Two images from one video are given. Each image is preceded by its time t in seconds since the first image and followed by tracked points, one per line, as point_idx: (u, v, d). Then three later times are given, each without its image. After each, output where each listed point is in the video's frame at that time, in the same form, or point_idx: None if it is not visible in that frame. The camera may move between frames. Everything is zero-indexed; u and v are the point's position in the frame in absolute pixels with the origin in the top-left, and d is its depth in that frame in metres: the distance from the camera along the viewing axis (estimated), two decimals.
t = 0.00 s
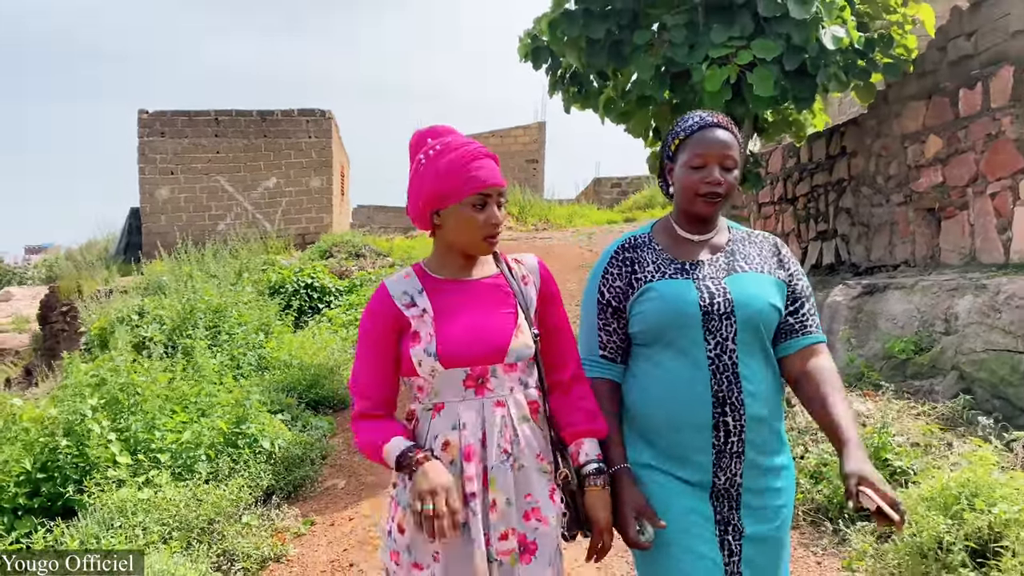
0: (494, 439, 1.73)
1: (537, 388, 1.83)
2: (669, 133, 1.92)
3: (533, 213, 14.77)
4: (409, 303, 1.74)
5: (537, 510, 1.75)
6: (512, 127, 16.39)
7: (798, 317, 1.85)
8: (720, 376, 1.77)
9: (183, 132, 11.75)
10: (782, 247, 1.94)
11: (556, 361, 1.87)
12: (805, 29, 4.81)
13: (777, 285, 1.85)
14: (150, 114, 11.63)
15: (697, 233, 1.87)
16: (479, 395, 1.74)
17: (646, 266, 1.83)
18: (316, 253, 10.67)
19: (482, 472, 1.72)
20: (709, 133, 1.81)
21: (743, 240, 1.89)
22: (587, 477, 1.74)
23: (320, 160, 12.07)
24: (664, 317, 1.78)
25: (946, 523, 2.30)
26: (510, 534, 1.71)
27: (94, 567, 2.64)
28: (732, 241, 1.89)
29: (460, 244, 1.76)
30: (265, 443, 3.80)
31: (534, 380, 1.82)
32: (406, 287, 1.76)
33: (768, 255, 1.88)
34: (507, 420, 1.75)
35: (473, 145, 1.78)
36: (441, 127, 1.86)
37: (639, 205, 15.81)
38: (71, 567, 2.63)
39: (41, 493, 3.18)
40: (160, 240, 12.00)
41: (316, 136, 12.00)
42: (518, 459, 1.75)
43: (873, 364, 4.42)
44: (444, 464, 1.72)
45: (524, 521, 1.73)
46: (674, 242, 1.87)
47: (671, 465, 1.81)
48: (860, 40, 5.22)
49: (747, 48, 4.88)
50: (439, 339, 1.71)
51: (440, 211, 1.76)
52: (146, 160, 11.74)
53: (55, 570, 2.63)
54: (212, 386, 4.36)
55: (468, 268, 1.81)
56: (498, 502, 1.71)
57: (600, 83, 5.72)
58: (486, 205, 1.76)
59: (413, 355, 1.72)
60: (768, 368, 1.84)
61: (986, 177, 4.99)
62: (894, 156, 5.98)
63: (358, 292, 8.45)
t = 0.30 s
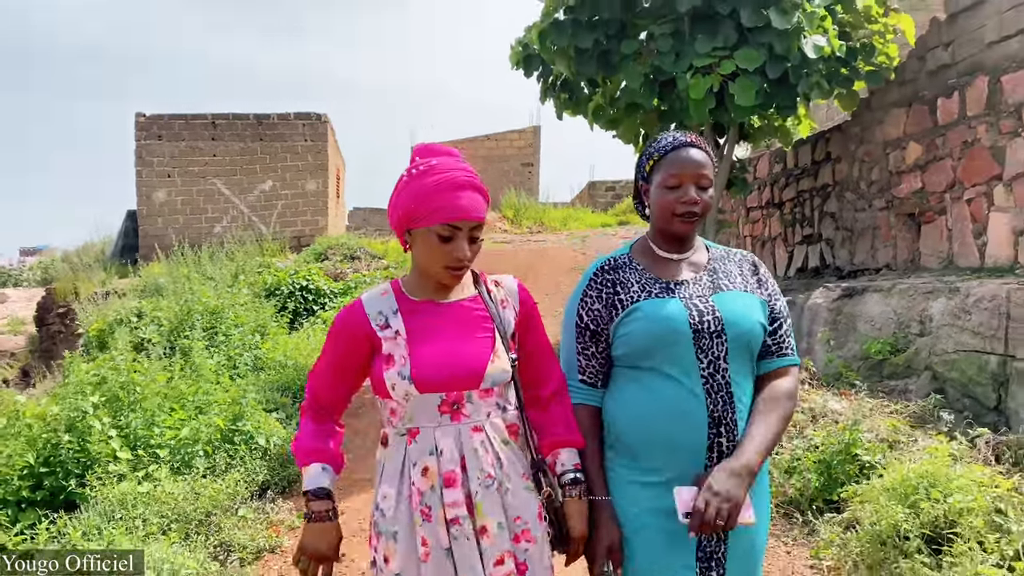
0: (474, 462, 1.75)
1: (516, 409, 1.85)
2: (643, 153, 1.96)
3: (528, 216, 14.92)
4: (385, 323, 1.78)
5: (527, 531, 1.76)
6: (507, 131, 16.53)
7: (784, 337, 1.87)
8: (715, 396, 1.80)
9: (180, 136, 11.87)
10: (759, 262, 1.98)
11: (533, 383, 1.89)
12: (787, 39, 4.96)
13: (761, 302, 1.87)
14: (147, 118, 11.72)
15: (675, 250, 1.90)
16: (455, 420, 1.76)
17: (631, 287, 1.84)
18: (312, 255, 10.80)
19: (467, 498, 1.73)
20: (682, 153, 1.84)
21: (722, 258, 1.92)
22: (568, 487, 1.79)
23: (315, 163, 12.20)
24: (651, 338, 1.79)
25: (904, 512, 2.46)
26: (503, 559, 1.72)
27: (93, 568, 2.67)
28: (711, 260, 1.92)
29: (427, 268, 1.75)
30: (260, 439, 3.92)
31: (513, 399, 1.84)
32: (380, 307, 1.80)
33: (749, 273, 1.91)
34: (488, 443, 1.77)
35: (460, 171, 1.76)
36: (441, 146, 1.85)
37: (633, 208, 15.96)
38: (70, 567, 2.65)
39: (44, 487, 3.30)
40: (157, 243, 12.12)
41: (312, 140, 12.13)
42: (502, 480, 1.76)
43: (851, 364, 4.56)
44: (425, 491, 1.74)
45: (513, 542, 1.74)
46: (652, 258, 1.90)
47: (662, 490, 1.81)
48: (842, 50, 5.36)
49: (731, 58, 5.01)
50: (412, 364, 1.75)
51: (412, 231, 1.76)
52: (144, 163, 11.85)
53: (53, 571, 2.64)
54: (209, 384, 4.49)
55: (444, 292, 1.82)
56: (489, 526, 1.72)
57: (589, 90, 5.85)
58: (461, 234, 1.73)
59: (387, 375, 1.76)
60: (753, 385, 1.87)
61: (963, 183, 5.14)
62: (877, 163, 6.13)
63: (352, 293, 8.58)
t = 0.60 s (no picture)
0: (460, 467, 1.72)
1: (500, 409, 1.81)
2: (635, 150, 1.90)
3: (523, 216, 15.06)
4: (373, 325, 1.69)
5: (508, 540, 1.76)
6: (502, 132, 16.67)
7: (772, 345, 1.88)
8: (695, 393, 1.76)
9: (178, 135, 11.88)
10: (749, 267, 1.98)
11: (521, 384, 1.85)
12: (774, 45, 5.07)
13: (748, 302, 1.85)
14: (145, 118, 11.80)
15: (664, 254, 1.87)
16: (441, 421, 1.71)
17: (617, 281, 1.81)
18: (309, 254, 10.92)
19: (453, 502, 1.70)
20: (677, 159, 1.79)
21: (712, 259, 1.92)
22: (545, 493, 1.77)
23: (312, 163, 12.32)
24: (635, 333, 1.75)
25: (870, 499, 2.62)
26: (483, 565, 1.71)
27: (94, 567, 2.72)
28: (701, 260, 1.91)
29: (408, 271, 1.71)
30: (259, 433, 4.04)
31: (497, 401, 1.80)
32: (368, 309, 1.71)
33: (739, 276, 1.91)
34: (472, 447, 1.73)
35: (448, 174, 1.71)
36: (438, 148, 1.80)
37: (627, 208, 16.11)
38: (70, 566, 2.72)
39: (50, 477, 3.42)
40: (155, 242, 12.22)
41: (309, 140, 12.27)
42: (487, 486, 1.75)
43: (833, 362, 4.70)
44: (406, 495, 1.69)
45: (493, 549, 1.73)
46: (638, 260, 1.86)
47: (640, 490, 1.78)
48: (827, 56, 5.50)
49: (720, 62, 5.14)
50: (403, 366, 1.67)
51: (394, 231, 1.72)
52: (142, 163, 11.95)
53: (54, 570, 2.70)
54: (209, 379, 4.61)
55: (428, 295, 1.77)
56: (472, 531, 1.71)
57: (582, 94, 5.97)
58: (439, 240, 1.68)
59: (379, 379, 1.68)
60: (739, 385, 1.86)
61: (944, 186, 5.27)
62: (862, 166, 6.26)
63: (349, 292, 8.69)
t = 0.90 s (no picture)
0: (449, 454, 1.68)
1: (494, 400, 1.78)
2: (637, 134, 1.89)
3: (522, 205, 15.16)
4: (364, 306, 1.68)
5: (502, 530, 1.70)
6: (502, 122, 16.74)
7: (772, 335, 1.89)
8: (689, 389, 1.76)
9: (179, 123, 11.99)
10: (758, 252, 1.96)
11: (519, 376, 1.82)
12: (765, 34, 5.16)
13: (754, 294, 1.83)
14: (147, 105, 11.89)
15: (671, 239, 1.86)
16: (433, 407, 1.68)
17: (616, 274, 1.81)
18: (308, 242, 11.03)
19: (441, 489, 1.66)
20: (683, 135, 1.79)
21: (721, 245, 1.89)
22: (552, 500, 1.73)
23: (312, 152, 12.40)
24: (632, 327, 1.76)
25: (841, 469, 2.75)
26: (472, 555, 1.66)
27: (95, 567, 2.70)
28: (709, 246, 1.88)
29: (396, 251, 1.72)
30: (257, 409, 4.15)
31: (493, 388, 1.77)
32: (360, 291, 1.70)
33: (748, 263, 1.88)
34: (464, 433, 1.70)
35: (432, 152, 1.71)
36: (430, 127, 1.80)
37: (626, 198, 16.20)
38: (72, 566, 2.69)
39: (55, 448, 3.53)
40: (156, 229, 12.33)
41: (309, 129, 12.33)
42: (479, 474, 1.70)
43: (819, 344, 4.81)
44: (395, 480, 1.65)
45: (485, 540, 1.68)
46: (646, 250, 1.85)
47: (632, 486, 1.80)
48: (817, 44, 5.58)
49: (712, 51, 5.22)
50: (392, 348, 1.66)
51: (382, 212, 1.73)
52: (143, 150, 12.05)
53: (54, 570, 2.67)
54: (208, 358, 4.72)
55: (422, 276, 1.75)
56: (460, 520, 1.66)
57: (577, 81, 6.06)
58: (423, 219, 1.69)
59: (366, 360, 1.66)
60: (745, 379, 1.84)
61: (931, 173, 5.37)
62: (853, 154, 6.35)
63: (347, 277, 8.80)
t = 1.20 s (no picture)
0: (399, 407, 1.66)
1: (458, 354, 1.76)
2: (624, 89, 1.80)
3: (512, 175, 15.24)
4: (327, 252, 1.69)
5: (449, 483, 1.68)
6: (494, 92, 16.75)
7: (763, 306, 1.80)
8: (667, 352, 1.68)
9: (169, 90, 12.08)
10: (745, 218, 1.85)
11: (491, 336, 1.76)
12: (743, 6, 5.31)
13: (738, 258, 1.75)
14: (136, 71, 11.89)
15: (652, 200, 1.77)
16: (388, 359, 1.67)
17: (598, 232, 1.72)
18: (298, 210, 11.11)
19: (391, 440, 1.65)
20: (668, 93, 1.69)
21: (705, 209, 1.79)
22: (519, 461, 1.72)
23: (302, 119, 12.33)
24: (612, 289, 1.67)
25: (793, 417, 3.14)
26: (418, 508, 1.64)
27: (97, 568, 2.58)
28: (693, 210, 1.79)
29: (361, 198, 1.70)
30: (242, 365, 4.29)
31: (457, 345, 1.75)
32: (327, 234, 1.70)
33: (730, 228, 1.78)
34: (419, 388, 1.68)
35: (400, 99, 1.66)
36: (408, 71, 1.74)
37: (616, 169, 16.29)
38: (71, 567, 2.55)
39: (46, 399, 3.66)
40: (146, 196, 12.41)
41: (299, 96, 12.24)
42: (430, 429, 1.68)
43: (789, 308, 4.96)
44: (346, 427, 1.66)
45: (432, 493, 1.66)
46: (626, 207, 1.76)
47: (609, 454, 1.72)
48: (796, 14, 5.66)
49: (691, 20, 5.30)
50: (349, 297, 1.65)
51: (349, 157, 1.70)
52: (133, 117, 12.08)
53: (54, 571, 2.52)
54: (195, 318, 4.86)
55: (393, 226, 1.72)
56: (406, 473, 1.64)
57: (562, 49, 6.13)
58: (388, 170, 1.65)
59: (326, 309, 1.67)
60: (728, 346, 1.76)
61: (903, 143, 5.50)
62: (831, 124, 6.46)
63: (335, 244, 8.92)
